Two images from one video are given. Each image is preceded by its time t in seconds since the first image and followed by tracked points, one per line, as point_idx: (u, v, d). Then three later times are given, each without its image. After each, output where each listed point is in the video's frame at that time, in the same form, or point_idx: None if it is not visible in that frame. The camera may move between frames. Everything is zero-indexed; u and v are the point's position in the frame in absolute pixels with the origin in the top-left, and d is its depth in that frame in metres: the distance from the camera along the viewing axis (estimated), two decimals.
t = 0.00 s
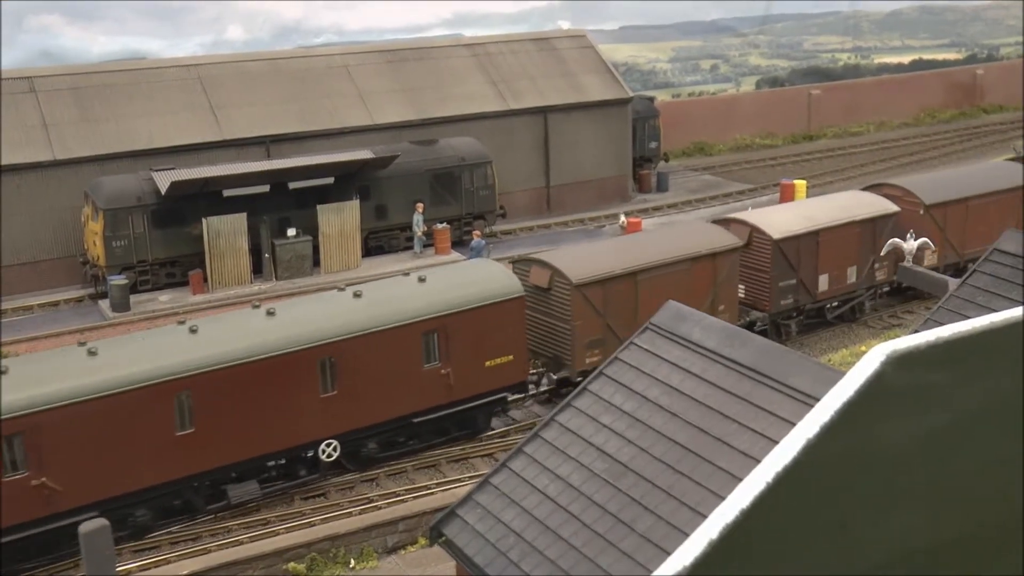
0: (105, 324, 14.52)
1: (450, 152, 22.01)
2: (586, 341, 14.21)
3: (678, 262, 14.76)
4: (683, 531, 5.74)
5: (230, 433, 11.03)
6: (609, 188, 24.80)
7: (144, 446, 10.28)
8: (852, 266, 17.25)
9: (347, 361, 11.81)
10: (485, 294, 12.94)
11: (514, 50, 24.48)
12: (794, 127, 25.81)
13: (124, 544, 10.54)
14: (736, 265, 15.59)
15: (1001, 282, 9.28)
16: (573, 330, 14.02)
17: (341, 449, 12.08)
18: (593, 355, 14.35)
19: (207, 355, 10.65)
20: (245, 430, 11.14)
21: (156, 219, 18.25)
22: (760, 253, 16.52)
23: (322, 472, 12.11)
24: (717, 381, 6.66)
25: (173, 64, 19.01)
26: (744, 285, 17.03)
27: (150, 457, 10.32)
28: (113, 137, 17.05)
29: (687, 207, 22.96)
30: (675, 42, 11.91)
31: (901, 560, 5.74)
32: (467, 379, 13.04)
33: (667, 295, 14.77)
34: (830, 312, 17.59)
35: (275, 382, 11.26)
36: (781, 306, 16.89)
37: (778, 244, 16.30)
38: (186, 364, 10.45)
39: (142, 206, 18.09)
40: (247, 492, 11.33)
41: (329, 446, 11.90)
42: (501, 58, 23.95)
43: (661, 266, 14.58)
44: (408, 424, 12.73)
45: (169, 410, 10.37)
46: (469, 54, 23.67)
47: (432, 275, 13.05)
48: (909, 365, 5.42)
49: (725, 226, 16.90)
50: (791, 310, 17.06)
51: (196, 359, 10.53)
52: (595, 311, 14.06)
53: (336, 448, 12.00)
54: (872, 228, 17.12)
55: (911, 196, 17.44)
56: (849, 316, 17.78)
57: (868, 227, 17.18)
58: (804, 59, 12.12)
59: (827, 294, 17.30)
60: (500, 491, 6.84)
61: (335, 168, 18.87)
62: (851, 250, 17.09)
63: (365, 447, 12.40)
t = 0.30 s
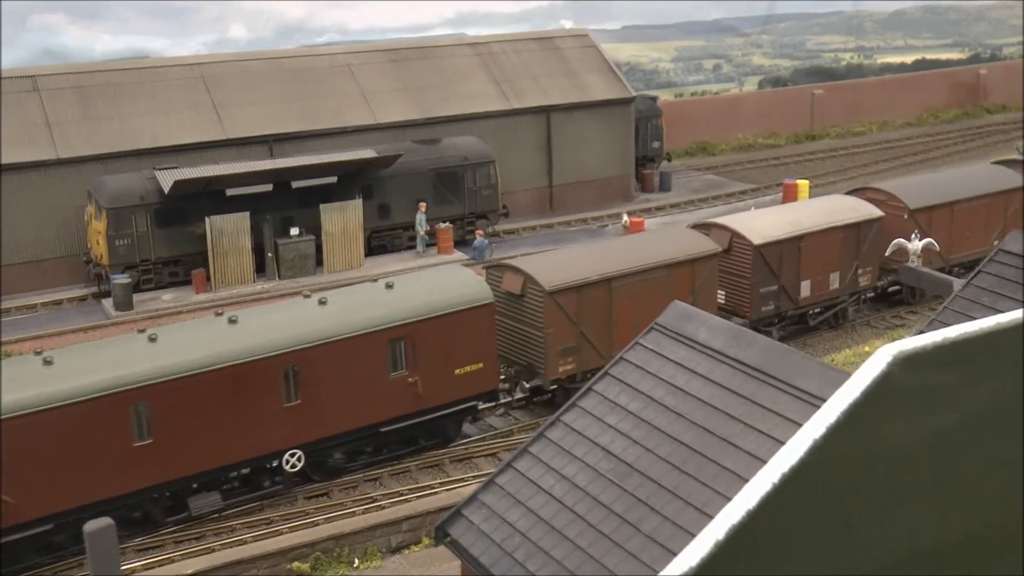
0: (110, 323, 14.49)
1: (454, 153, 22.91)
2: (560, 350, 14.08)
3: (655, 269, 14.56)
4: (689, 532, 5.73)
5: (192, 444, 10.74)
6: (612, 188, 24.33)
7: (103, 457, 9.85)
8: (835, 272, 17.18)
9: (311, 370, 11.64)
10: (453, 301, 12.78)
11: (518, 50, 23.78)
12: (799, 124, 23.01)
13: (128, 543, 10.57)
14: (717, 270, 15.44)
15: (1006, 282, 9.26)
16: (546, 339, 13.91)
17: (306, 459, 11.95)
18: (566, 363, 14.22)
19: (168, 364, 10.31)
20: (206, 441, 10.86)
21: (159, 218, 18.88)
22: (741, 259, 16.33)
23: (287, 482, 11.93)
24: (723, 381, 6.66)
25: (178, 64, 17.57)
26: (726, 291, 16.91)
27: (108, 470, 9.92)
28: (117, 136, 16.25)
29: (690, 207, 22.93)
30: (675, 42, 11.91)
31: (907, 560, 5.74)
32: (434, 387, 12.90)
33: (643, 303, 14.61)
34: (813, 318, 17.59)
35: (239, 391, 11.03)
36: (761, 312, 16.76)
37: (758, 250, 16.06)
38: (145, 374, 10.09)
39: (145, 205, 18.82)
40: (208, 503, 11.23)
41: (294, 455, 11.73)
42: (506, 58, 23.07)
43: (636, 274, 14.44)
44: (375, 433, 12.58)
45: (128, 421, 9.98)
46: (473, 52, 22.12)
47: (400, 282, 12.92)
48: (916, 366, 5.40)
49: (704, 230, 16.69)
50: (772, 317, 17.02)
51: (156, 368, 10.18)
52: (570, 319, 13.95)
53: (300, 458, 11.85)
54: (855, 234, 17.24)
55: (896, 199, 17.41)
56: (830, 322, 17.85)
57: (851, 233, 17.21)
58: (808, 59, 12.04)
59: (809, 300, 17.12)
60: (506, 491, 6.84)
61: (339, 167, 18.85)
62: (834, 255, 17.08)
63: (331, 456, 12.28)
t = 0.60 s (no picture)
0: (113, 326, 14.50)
1: (456, 155, 22.14)
2: (526, 362, 13.67)
3: (624, 281, 14.18)
4: (692, 538, 5.76)
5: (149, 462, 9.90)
6: (615, 190, 24.96)
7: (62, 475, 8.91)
8: (814, 282, 16.62)
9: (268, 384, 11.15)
10: (417, 313, 12.31)
11: (519, 53, 24.52)
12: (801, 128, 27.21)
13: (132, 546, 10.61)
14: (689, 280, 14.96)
15: (1007, 288, 9.26)
16: (513, 351, 13.50)
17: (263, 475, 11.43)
18: (534, 376, 13.80)
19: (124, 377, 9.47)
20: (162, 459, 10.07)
21: (161, 220, 18.81)
22: (715, 269, 15.75)
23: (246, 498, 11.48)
24: (725, 387, 6.68)
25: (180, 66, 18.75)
26: (698, 302, 16.24)
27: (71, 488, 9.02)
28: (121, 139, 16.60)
29: (691, 209, 23.01)
30: (677, 44, 11.69)
31: (909, 566, 5.76)
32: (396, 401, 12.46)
33: (612, 315, 14.23)
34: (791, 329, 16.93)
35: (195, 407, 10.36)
36: (738, 323, 16.00)
37: (735, 259, 15.48)
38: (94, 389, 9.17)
39: (147, 208, 18.73)
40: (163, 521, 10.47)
41: (251, 471, 11.17)
42: (507, 61, 23.97)
43: (604, 285, 13.99)
44: (335, 448, 12.11)
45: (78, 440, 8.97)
46: (475, 55, 23.67)
47: (362, 293, 12.42)
48: (918, 373, 5.42)
49: (679, 239, 16.11)
50: (750, 328, 16.30)
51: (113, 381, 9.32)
52: (536, 331, 13.56)
53: (258, 474, 11.30)
54: (833, 242, 16.66)
55: (874, 208, 17.39)
56: (809, 332, 17.24)
57: (831, 241, 16.69)
58: (811, 60, 11.98)
59: (786, 311, 16.50)
60: (509, 496, 6.86)
61: (342, 170, 18.90)
62: (811, 264, 16.48)
63: (291, 473, 11.80)
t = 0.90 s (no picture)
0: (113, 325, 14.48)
1: (456, 154, 22.53)
2: (489, 370, 13.41)
3: (590, 286, 13.93)
4: (691, 534, 5.76)
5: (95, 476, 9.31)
6: (614, 190, 24.58)
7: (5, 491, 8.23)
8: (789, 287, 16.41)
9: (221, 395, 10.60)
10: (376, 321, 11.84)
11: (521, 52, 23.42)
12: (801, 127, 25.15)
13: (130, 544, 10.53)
14: (659, 285, 14.72)
15: (1006, 284, 9.29)
16: (477, 359, 13.21)
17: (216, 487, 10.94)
18: (498, 385, 13.51)
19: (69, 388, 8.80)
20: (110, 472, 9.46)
21: (162, 220, 18.78)
22: (687, 274, 15.51)
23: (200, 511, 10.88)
24: (725, 384, 6.67)
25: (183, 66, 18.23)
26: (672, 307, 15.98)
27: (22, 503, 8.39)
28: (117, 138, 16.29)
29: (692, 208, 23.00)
30: (677, 43, 11.69)
31: (910, 561, 5.76)
32: (356, 411, 11.99)
33: (579, 321, 13.95)
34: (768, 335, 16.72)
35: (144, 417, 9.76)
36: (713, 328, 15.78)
37: (707, 264, 15.27)
38: (32, 401, 8.34)
39: (147, 207, 18.71)
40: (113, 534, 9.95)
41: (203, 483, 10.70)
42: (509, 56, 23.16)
43: (570, 290, 13.75)
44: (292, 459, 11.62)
45: (23, 453, 8.19)
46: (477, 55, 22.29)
47: (320, 300, 11.92)
48: (918, 369, 5.40)
49: (652, 243, 15.87)
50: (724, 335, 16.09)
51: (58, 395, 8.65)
52: (500, 338, 13.29)
53: (210, 486, 10.83)
54: (810, 246, 16.53)
55: (850, 211, 17.24)
56: (786, 338, 17.03)
57: (805, 246, 16.52)
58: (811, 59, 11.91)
59: (760, 317, 16.35)
60: (508, 493, 6.85)
61: (342, 168, 18.87)
62: (787, 267, 16.31)
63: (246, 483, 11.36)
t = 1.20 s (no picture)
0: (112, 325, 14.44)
1: (457, 155, 22.00)
2: (454, 378, 13.13)
3: (560, 293, 13.68)
4: (690, 534, 5.76)
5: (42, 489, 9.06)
6: (614, 191, 24.92)
7: None
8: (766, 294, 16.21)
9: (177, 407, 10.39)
10: (337, 331, 11.63)
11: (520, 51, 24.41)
12: (801, 127, 25.58)
13: (131, 545, 10.66)
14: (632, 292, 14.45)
15: (1006, 285, 9.29)
16: (441, 366, 12.94)
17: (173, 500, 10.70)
18: (464, 394, 13.25)
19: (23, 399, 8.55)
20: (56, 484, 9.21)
21: (162, 219, 18.16)
22: (661, 280, 15.29)
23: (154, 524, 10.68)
24: (724, 384, 6.67)
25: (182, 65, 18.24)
26: (646, 315, 15.75)
27: None
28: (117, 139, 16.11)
29: (692, 208, 23.02)
30: (677, 43, 11.70)
31: (910, 561, 5.75)
32: (316, 423, 11.80)
33: (547, 328, 13.71)
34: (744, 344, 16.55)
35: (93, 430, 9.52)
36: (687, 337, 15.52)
37: (681, 271, 15.05)
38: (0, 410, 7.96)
39: (148, 207, 18.00)
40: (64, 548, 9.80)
41: (158, 496, 10.49)
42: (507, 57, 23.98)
43: (538, 298, 13.50)
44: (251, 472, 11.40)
45: None
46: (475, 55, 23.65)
47: (281, 310, 11.69)
48: (918, 370, 5.40)
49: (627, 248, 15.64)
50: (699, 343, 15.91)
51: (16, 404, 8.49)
52: (465, 346, 13.03)
53: (167, 500, 10.60)
54: (787, 252, 16.28)
55: (830, 217, 16.98)
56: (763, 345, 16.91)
57: (783, 252, 16.27)
58: (812, 59, 11.93)
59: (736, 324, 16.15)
60: (507, 493, 6.85)
61: (342, 168, 18.91)
62: (763, 274, 16.07)
63: (204, 497, 11.10)
